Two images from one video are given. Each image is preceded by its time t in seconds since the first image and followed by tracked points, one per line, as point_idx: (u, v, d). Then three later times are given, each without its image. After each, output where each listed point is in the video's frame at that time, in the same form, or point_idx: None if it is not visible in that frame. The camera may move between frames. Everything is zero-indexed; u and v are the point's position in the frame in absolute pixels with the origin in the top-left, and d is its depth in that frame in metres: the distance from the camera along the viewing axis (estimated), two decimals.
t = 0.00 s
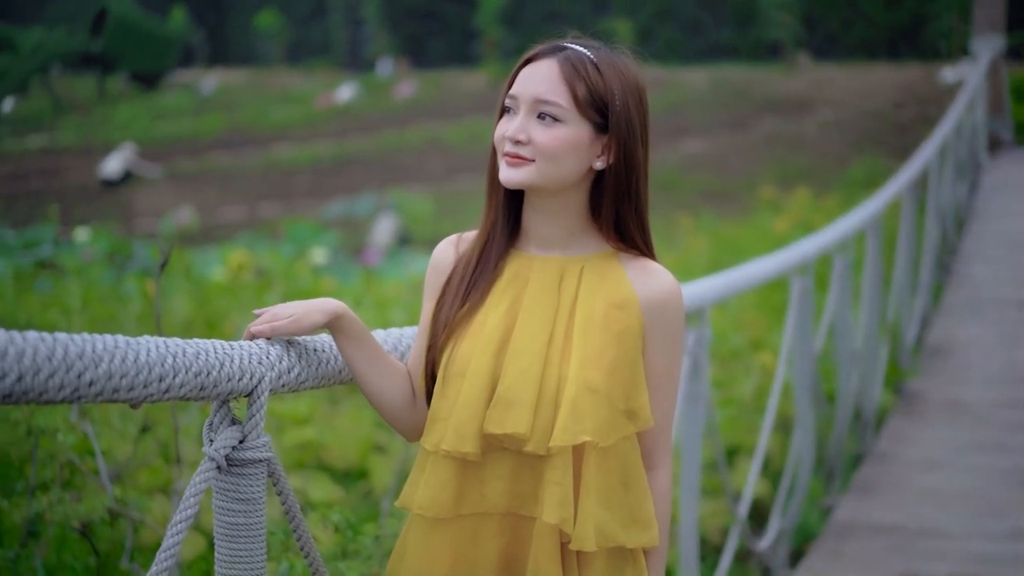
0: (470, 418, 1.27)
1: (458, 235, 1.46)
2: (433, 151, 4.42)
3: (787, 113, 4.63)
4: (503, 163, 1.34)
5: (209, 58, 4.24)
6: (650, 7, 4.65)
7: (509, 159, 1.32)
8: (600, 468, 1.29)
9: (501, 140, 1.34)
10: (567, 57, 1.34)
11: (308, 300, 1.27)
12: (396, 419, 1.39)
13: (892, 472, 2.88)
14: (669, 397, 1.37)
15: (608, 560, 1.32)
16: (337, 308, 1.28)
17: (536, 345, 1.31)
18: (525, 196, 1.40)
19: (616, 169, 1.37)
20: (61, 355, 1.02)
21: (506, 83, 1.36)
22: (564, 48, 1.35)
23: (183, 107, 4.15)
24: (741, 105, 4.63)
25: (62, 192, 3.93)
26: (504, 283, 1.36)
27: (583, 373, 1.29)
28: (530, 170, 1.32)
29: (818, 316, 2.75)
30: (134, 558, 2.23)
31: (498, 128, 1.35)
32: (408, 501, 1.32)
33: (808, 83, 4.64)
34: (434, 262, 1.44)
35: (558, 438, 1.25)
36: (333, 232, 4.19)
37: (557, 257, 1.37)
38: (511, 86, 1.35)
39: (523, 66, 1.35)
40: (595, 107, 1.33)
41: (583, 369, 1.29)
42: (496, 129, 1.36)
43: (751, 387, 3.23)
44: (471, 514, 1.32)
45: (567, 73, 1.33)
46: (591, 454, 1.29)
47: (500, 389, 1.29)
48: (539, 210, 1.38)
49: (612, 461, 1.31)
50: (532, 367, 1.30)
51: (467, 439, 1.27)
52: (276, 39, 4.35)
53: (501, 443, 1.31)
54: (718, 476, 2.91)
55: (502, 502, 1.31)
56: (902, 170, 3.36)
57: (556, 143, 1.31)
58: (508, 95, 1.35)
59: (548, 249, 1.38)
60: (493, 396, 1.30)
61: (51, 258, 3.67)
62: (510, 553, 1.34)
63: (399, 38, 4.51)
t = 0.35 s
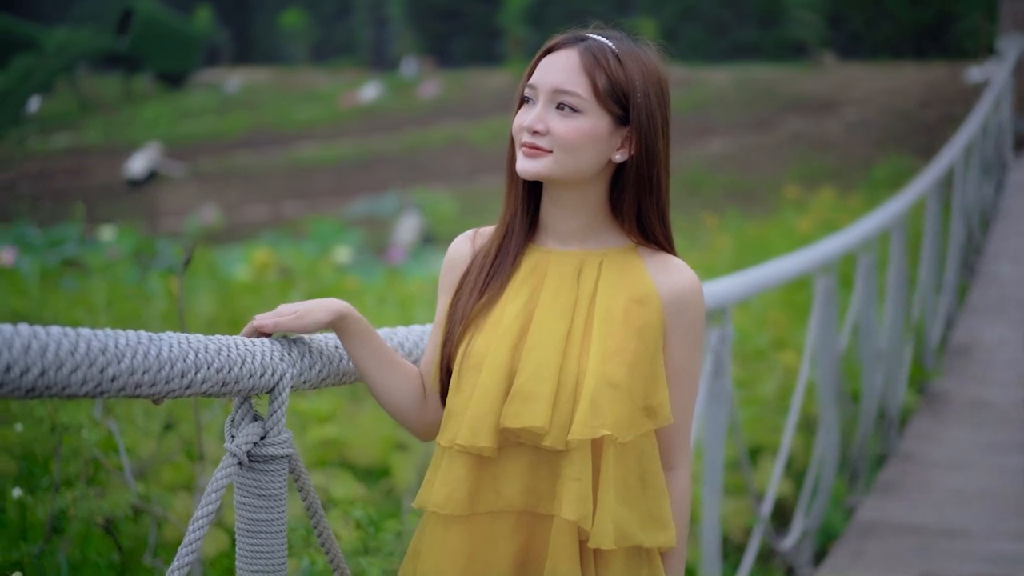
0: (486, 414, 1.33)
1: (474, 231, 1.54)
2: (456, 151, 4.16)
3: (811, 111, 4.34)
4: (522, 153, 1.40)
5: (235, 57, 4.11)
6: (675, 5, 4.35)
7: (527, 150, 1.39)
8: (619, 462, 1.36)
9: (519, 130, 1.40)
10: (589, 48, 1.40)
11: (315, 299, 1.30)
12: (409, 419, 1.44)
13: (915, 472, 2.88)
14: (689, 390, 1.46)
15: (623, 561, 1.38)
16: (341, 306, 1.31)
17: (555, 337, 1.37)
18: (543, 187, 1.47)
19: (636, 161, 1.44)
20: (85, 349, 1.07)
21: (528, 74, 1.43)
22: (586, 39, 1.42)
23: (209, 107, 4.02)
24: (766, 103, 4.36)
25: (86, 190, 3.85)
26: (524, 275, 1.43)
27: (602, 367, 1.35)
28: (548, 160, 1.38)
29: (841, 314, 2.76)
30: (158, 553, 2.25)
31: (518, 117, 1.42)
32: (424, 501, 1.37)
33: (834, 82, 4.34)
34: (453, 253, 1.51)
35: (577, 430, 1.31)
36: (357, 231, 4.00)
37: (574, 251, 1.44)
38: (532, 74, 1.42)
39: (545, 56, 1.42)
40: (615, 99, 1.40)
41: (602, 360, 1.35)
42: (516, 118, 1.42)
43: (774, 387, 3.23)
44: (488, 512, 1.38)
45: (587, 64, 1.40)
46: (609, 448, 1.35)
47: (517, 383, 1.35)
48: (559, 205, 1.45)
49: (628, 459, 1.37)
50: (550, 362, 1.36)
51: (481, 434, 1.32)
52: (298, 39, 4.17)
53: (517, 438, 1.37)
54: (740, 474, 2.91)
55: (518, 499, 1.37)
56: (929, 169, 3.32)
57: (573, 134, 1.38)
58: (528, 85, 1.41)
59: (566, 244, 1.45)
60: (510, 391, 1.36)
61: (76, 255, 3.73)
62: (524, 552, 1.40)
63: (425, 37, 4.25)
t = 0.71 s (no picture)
0: (501, 399, 1.40)
1: (489, 218, 1.62)
2: (473, 150, 4.11)
3: (831, 111, 4.05)
4: (539, 139, 1.48)
5: (254, 57, 4.03)
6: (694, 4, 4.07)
7: (543, 136, 1.47)
8: (631, 453, 1.41)
9: (536, 116, 1.48)
10: (605, 34, 1.48)
11: (307, 304, 1.32)
12: (426, 413, 1.51)
13: (935, 471, 2.87)
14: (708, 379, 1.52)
15: (635, 554, 1.44)
16: (336, 311, 1.34)
17: (570, 321, 1.45)
18: (560, 174, 1.56)
19: (653, 147, 1.52)
20: (104, 347, 1.11)
21: (545, 60, 1.51)
22: (602, 24, 1.49)
23: (228, 107, 3.92)
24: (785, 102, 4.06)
25: (107, 191, 3.77)
26: (540, 261, 1.51)
27: (617, 353, 1.42)
28: (563, 147, 1.46)
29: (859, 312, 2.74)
30: (176, 550, 2.27)
31: (535, 103, 1.49)
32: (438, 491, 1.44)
33: (852, 83, 4.06)
34: (468, 240, 1.60)
35: (592, 416, 1.38)
36: (377, 231, 3.93)
37: (592, 236, 1.53)
38: (549, 60, 1.50)
39: (561, 43, 1.50)
40: (631, 84, 1.48)
41: (617, 345, 1.42)
42: (532, 104, 1.50)
43: (792, 386, 3.23)
44: (500, 501, 1.46)
45: (604, 49, 1.47)
46: (625, 436, 1.41)
47: (531, 368, 1.42)
48: (576, 192, 1.54)
49: (644, 448, 1.43)
50: (565, 347, 1.43)
51: (494, 420, 1.39)
52: (319, 40, 4.11)
53: (529, 425, 1.44)
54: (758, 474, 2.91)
55: (530, 489, 1.44)
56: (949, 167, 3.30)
57: (588, 119, 1.45)
58: (544, 72, 1.49)
59: (582, 229, 1.54)
60: (523, 375, 1.43)
61: (96, 255, 3.69)
62: (536, 539, 1.48)
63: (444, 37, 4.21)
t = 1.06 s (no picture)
0: (513, 382, 1.40)
1: (502, 204, 1.63)
2: (489, 150, 4.07)
3: (847, 113, 3.98)
4: (553, 122, 1.48)
5: (271, 57, 4.05)
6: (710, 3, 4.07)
7: (557, 119, 1.47)
8: (645, 436, 1.42)
9: (550, 99, 1.48)
10: (620, 16, 1.48)
11: (311, 304, 1.33)
12: (436, 401, 1.51)
13: (952, 471, 2.86)
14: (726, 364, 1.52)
15: (648, 538, 1.44)
16: (338, 310, 1.35)
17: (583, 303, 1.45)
18: (575, 158, 1.56)
19: (668, 129, 1.53)
20: (124, 341, 1.12)
21: (558, 43, 1.51)
22: (617, 6, 1.50)
23: (246, 105, 3.93)
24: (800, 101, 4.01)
25: (124, 189, 3.80)
26: (553, 243, 1.52)
27: (629, 335, 1.42)
28: (578, 130, 1.46)
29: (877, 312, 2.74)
30: (193, 547, 2.28)
31: (548, 86, 1.50)
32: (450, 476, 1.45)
33: (869, 83, 3.97)
34: (482, 225, 1.60)
35: (604, 397, 1.38)
36: (392, 229, 3.93)
37: (606, 220, 1.53)
38: (563, 42, 1.50)
39: (576, 24, 1.50)
40: (647, 66, 1.48)
41: (630, 326, 1.43)
42: (546, 87, 1.50)
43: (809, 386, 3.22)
44: (511, 486, 1.46)
45: (619, 31, 1.48)
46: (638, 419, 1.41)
47: (543, 350, 1.42)
48: (591, 176, 1.54)
49: (658, 432, 1.44)
50: (577, 328, 1.44)
51: (506, 403, 1.40)
52: (335, 39, 4.12)
53: (542, 409, 1.44)
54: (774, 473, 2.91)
55: (541, 474, 1.45)
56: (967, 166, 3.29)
57: (603, 101, 1.46)
58: (559, 54, 1.49)
59: (596, 213, 1.54)
60: (535, 358, 1.43)
61: (113, 253, 3.68)
62: (546, 524, 1.49)
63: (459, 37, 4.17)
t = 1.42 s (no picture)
0: (530, 369, 1.41)
1: (522, 194, 1.64)
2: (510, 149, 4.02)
3: (872, 111, 3.95)
4: (572, 113, 1.49)
5: (293, 57, 4.06)
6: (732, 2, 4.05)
7: (576, 110, 1.48)
8: (666, 426, 1.42)
9: (569, 90, 1.49)
10: (638, 4, 1.47)
11: (330, 308, 1.34)
12: (458, 395, 1.52)
13: (974, 472, 2.85)
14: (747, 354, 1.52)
15: (672, 528, 1.43)
16: (356, 317, 1.36)
17: (602, 291, 1.46)
18: (594, 149, 1.57)
19: (687, 119, 1.53)
20: (151, 336, 1.13)
21: (577, 33, 1.51)
22: None
23: (268, 105, 3.95)
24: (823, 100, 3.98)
25: (146, 188, 3.82)
26: (572, 232, 1.52)
27: (647, 322, 1.43)
28: (597, 122, 1.47)
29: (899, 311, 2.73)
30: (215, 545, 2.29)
31: (567, 77, 1.50)
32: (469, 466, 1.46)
33: (891, 81, 3.94)
34: (501, 217, 1.62)
35: (621, 383, 1.39)
36: (413, 229, 3.90)
37: (624, 209, 1.53)
38: (581, 32, 1.50)
39: (594, 14, 1.49)
40: (665, 56, 1.48)
41: (648, 315, 1.43)
42: (565, 78, 1.51)
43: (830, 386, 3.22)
44: (529, 476, 1.47)
45: (637, 20, 1.47)
46: (658, 408, 1.42)
47: (560, 338, 1.43)
48: (609, 166, 1.55)
49: (678, 423, 1.43)
50: (596, 316, 1.44)
51: (524, 390, 1.41)
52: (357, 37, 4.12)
53: (560, 398, 1.45)
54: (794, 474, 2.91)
55: (558, 464, 1.46)
56: (990, 166, 3.26)
57: (621, 92, 1.46)
58: (577, 44, 1.49)
59: (615, 203, 1.55)
60: (553, 346, 1.44)
61: (136, 252, 3.72)
62: (563, 515, 1.49)
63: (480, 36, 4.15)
